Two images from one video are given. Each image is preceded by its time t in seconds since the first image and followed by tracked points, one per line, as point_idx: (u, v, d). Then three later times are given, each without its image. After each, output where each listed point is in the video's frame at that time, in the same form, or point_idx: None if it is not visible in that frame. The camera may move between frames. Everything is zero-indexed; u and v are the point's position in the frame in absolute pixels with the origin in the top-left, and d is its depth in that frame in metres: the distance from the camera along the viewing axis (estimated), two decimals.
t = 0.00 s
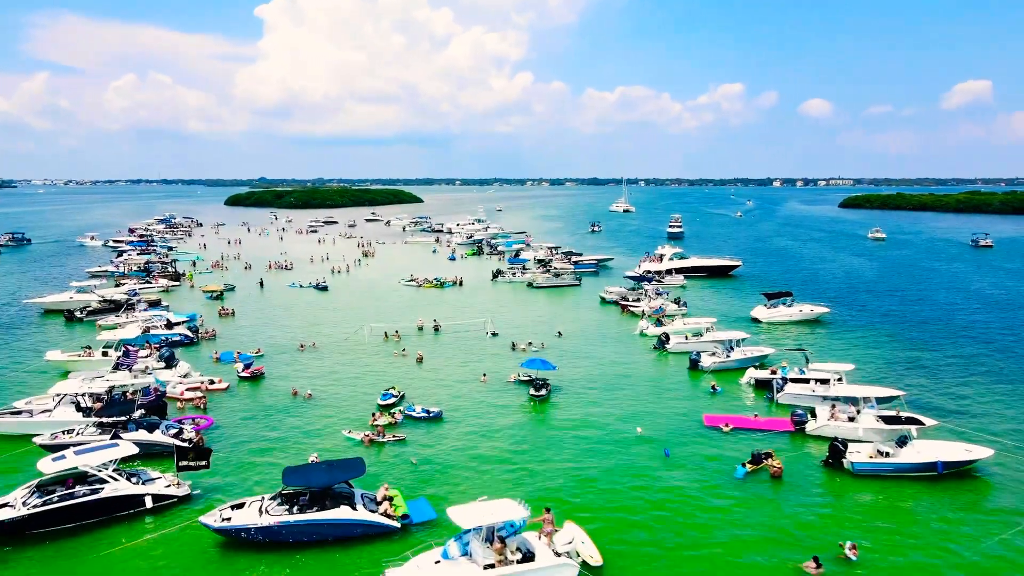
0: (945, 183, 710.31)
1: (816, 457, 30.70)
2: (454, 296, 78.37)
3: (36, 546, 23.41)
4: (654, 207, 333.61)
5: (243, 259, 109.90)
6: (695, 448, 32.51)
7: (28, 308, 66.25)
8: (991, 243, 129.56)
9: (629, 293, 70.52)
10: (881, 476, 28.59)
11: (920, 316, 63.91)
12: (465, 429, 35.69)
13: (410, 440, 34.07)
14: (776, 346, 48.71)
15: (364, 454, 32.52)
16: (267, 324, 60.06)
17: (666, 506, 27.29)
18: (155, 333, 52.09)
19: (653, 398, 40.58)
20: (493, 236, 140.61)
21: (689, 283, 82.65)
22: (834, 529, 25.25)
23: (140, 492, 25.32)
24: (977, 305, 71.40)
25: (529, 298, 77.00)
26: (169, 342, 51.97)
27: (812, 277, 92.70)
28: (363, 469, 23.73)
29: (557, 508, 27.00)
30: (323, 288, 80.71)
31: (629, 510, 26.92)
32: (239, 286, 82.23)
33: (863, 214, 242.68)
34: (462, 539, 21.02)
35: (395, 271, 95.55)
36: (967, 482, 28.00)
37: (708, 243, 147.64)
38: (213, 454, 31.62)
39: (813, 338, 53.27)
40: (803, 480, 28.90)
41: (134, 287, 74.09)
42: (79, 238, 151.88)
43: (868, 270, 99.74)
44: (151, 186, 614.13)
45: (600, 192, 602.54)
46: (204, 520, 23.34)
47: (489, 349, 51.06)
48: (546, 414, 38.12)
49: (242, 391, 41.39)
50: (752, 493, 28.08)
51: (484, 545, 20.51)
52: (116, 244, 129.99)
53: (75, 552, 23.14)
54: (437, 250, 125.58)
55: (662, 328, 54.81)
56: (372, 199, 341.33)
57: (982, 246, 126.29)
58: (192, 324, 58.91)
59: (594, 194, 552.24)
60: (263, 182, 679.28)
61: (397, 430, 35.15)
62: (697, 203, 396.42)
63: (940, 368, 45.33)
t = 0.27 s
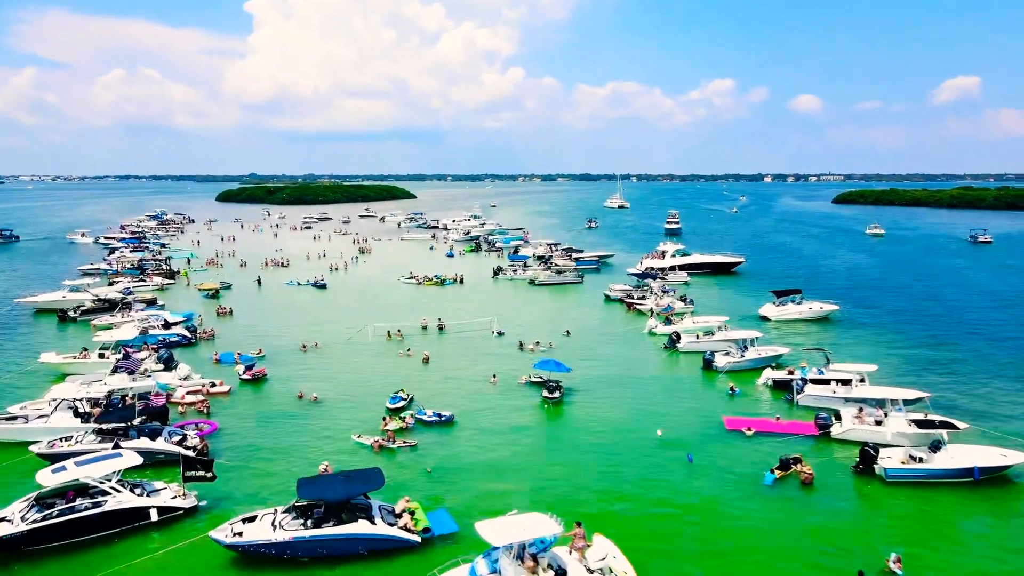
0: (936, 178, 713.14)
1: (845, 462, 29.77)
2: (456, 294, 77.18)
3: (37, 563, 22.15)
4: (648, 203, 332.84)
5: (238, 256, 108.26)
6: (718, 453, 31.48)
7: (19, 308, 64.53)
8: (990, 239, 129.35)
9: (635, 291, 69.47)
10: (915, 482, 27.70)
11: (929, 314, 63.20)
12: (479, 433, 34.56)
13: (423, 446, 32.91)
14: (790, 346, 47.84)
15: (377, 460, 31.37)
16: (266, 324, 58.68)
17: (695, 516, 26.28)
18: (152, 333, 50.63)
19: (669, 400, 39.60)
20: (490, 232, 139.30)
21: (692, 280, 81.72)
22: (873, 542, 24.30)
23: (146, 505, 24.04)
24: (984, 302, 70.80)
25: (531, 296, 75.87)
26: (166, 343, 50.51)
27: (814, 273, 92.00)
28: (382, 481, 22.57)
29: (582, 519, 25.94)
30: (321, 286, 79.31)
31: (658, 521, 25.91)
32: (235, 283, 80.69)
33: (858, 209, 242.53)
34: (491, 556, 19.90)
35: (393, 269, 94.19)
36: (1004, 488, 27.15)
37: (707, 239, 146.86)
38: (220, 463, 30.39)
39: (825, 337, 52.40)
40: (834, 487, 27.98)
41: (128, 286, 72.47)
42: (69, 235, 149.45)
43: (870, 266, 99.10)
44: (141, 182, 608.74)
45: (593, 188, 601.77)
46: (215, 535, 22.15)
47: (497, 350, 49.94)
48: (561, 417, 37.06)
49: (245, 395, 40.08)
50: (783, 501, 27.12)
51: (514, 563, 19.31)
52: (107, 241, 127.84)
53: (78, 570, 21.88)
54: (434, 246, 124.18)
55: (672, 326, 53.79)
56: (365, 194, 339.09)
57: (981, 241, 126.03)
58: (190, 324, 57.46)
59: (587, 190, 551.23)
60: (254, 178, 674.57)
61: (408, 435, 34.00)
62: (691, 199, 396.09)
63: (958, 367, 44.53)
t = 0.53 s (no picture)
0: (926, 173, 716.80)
1: (876, 467, 28.83)
2: (457, 291, 75.98)
3: None
4: (643, 198, 332.07)
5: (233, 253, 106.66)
6: (743, 457, 30.48)
7: (11, 307, 62.84)
8: (989, 234, 129.02)
9: (640, 288, 68.44)
10: (952, 488, 26.79)
11: (938, 311, 62.46)
12: (493, 437, 33.48)
13: (438, 451, 31.80)
14: (804, 345, 46.95)
15: (390, 467, 30.22)
16: (266, 323, 57.31)
17: (726, 526, 25.26)
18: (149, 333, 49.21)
19: (685, 401, 38.62)
20: (487, 228, 137.98)
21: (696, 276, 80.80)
22: (912, 554, 23.39)
23: (152, 519, 22.78)
24: (992, 298, 70.15)
25: (534, 294, 74.77)
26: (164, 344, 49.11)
27: (817, 269, 91.26)
28: (403, 495, 21.49)
29: (609, 530, 24.89)
30: (319, 283, 77.92)
31: (688, 531, 24.88)
32: (232, 281, 79.17)
33: (853, 205, 242.35)
34: None
35: (392, 265, 92.87)
36: None
37: (705, 235, 145.90)
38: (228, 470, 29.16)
39: (838, 335, 51.55)
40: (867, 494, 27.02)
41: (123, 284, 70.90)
42: (59, 231, 147.07)
43: (872, 262, 98.37)
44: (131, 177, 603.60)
45: (587, 184, 600.42)
46: (228, 551, 20.98)
47: (505, 350, 48.81)
48: (577, 420, 35.99)
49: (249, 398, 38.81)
50: (816, 510, 26.16)
51: None
52: (98, 238, 125.73)
53: None
54: (431, 242, 122.80)
55: (682, 325, 52.78)
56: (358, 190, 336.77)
57: (980, 237, 125.60)
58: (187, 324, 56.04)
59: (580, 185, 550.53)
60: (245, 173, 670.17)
61: (421, 440, 32.85)
62: (685, 194, 395.63)
63: (977, 366, 43.72)
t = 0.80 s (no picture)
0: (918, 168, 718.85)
1: (909, 473, 27.94)
2: (459, 289, 74.78)
3: None
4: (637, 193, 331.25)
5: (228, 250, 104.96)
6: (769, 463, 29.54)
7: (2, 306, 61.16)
8: (988, 230, 128.68)
9: (646, 285, 67.40)
10: (990, 496, 25.91)
11: (948, 308, 61.73)
12: (510, 443, 32.39)
13: (454, 458, 30.73)
14: (819, 344, 46.06)
15: (406, 476, 29.11)
16: (267, 323, 55.95)
17: (758, 538, 24.32)
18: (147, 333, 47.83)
19: (703, 404, 37.64)
20: (485, 224, 136.71)
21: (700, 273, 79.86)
22: (955, 565, 22.49)
23: (160, 535, 21.57)
24: (1000, 295, 69.51)
25: (537, 292, 73.66)
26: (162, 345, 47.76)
27: (821, 265, 90.53)
28: (427, 509, 20.34)
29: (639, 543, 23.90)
30: (318, 281, 76.57)
31: (720, 544, 23.91)
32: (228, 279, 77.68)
33: (848, 200, 242.18)
34: None
35: (391, 262, 91.47)
36: None
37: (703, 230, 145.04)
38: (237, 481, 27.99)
39: (851, 334, 50.72)
40: (902, 502, 26.13)
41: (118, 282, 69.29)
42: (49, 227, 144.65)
43: (874, 258, 97.71)
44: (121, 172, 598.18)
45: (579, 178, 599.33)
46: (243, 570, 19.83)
47: (513, 351, 47.69)
48: (593, 424, 34.96)
49: (253, 402, 37.53)
50: (851, 519, 25.23)
51: None
52: (89, 234, 123.60)
53: None
54: (429, 239, 121.45)
55: (692, 324, 51.76)
56: (351, 185, 334.41)
57: (979, 232, 125.20)
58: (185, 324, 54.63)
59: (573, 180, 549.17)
60: (236, 168, 665.58)
61: (435, 446, 31.73)
62: (679, 189, 395.06)
63: (995, 365, 42.96)
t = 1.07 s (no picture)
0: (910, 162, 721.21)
1: (944, 480, 27.03)
2: (460, 287, 73.67)
3: None
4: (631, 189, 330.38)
5: (223, 247, 103.32)
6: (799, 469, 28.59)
7: None
8: (987, 225, 128.47)
9: (651, 283, 66.38)
10: None
11: (957, 304, 61.03)
12: (526, 449, 31.31)
13: (470, 466, 29.64)
14: (833, 343, 45.22)
15: (422, 485, 27.99)
16: (267, 322, 54.60)
17: (795, 552, 23.31)
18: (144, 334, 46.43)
19: (721, 407, 36.68)
20: (482, 220, 135.50)
21: (704, 269, 79.08)
22: None
23: (169, 555, 20.31)
24: (1006, 291, 68.94)
25: (540, 290, 72.60)
26: (160, 345, 46.38)
27: (823, 262, 89.85)
28: (455, 526, 19.19)
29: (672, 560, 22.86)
30: (317, 278, 75.20)
31: (755, 560, 22.92)
32: (225, 276, 76.16)
33: (843, 195, 242.41)
34: None
35: (389, 259, 90.09)
36: None
37: (701, 226, 144.18)
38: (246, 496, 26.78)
39: (864, 332, 49.91)
40: (939, 510, 25.22)
41: (112, 280, 67.68)
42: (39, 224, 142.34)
43: (876, 254, 97.07)
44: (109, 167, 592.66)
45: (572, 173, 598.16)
46: None
47: (522, 351, 46.57)
48: (611, 427, 33.93)
49: (257, 406, 36.28)
50: (889, 529, 24.27)
51: None
52: (80, 231, 121.59)
53: None
54: (426, 235, 120.20)
55: (703, 322, 50.78)
56: (343, 180, 332.53)
57: (978, 227, 124.80)
58: (183, 323, 53.23)
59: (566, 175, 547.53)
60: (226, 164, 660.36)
61: (449, 453, 30.60)
62: (672, 184, 394.60)
63: (1014, 364, 42.22)
